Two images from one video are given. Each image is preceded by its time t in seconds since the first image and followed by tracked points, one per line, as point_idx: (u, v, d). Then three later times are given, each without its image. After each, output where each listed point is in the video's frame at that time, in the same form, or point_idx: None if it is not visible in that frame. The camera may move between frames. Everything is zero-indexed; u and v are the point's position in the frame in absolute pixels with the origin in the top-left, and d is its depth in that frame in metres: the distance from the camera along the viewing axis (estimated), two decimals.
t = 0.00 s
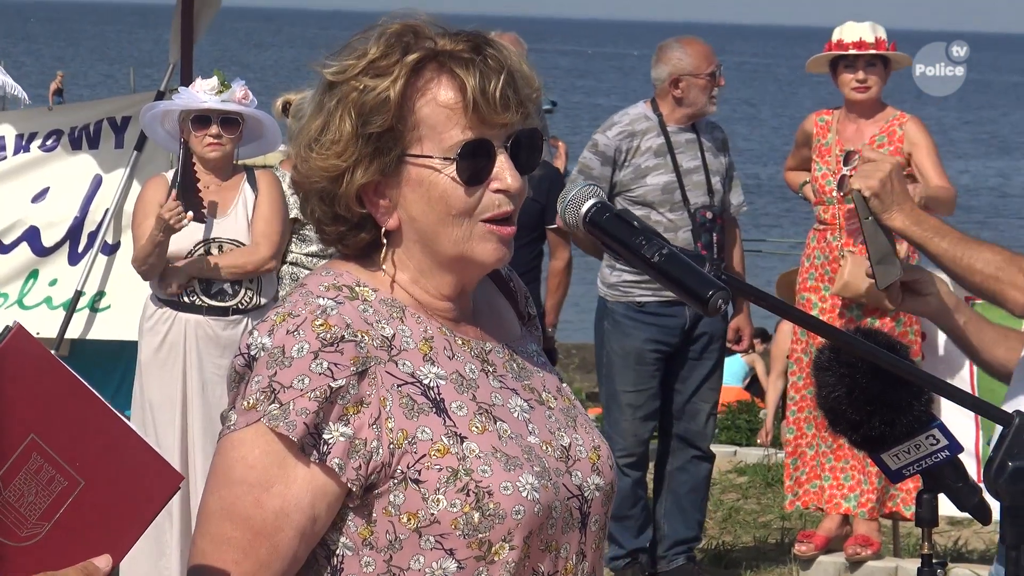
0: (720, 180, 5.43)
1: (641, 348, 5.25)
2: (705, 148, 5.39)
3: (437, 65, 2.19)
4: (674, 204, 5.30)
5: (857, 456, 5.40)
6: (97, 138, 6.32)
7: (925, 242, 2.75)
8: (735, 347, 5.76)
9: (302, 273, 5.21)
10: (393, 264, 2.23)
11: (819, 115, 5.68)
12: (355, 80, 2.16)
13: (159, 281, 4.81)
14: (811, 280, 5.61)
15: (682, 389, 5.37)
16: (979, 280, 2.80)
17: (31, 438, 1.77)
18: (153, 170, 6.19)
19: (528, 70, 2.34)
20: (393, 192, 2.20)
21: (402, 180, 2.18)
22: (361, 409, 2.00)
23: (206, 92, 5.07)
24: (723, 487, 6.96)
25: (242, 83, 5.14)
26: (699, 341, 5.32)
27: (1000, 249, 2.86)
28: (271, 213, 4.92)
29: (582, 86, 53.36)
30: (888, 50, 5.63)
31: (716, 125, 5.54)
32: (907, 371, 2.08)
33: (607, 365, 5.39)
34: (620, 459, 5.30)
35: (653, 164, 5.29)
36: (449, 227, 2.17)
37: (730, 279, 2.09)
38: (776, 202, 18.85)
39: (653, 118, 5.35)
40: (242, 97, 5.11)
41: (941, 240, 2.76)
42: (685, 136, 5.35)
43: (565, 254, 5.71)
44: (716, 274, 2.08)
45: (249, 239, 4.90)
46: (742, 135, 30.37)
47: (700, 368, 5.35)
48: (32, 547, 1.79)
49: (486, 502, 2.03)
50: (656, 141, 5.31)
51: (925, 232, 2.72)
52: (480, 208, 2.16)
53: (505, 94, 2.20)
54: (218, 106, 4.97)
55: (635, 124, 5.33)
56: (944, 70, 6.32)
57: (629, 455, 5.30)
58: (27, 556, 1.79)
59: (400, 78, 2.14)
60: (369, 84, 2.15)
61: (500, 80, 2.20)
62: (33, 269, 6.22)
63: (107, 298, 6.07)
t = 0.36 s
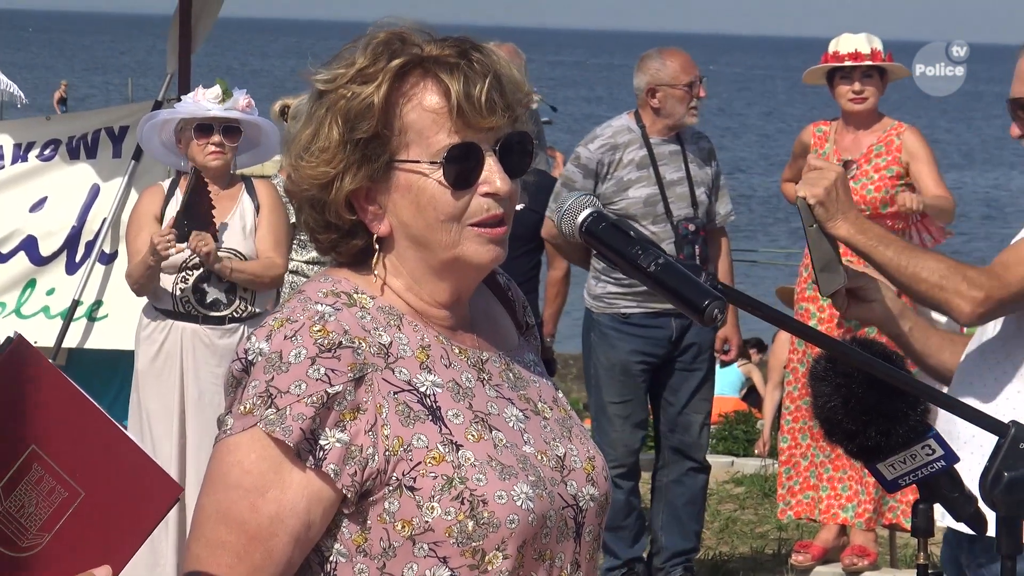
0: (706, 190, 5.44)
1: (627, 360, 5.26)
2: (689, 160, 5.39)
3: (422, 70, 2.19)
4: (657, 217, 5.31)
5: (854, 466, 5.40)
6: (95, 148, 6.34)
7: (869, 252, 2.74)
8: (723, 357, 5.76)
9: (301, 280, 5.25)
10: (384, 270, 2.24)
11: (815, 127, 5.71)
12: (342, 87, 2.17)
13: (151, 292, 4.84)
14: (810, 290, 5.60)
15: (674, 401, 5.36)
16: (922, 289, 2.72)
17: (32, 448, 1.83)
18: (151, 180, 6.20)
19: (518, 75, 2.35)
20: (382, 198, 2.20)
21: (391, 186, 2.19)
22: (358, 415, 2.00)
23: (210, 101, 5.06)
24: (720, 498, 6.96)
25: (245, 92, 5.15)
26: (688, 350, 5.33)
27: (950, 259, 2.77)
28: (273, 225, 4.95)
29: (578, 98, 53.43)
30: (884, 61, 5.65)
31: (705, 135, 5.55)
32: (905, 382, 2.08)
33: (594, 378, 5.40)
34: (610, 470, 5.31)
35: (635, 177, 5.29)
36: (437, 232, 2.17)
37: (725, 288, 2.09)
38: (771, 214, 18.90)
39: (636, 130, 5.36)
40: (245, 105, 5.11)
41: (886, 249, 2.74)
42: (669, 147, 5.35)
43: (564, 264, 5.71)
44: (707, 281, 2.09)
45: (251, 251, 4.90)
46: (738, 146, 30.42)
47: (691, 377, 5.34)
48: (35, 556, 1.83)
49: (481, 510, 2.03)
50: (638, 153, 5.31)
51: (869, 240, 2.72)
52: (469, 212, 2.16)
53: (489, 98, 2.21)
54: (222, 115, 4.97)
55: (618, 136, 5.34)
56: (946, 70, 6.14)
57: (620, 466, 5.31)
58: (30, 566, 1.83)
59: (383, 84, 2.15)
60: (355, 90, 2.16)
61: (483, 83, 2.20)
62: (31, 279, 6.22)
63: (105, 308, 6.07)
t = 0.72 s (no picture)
0: (700, 199, 5.40)
1: (619, 364, 5.29)
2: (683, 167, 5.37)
3: (428, 72, 2.21)
4: (648, 222, 5.31)
5: (852, 472, 5.42)
6: (93, 152, 6.34)
7: (836, 254, 2.78)
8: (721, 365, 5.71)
9: (297, 288, 5.27)
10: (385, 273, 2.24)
11: (814, 132, 5.72)
12: (347, 88, 2.17)
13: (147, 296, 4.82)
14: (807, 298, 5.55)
15: (667, 406, 5.38)
16: (892, 291, 2.77)
17: (28, 454, 1.86)
18: (149, 184, 6.21)
19: (515, 78, 2.37)
20: (386, 199, 2.21)
21: (395, 187, 2.19)
22: (352, 428, 2.00)
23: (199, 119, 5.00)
24: (716, 503, 6.96)
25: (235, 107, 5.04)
26: (683, 354, 5.32)
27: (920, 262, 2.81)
28: (270, 227, 4.93)
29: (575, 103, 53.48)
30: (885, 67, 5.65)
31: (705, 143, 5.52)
32: (902, 388, 2.08)
33: (586, 385, 5.43)
34: (604, 473, 5.32)
35: (627, 183, 5.31)
36: (441, 232, 2.17)
37: (723, 292, 2.10)
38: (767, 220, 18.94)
39: (630, 136, 5.37)
40: (235, 123, 5.00)
41: (853, 251, 2.78)
42: (662, 154, 5.36)
43: (563, 269, 5.71)
44: (707, 286, 2.09)
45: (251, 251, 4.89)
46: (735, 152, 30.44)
47: (686, 382, 5.34)
48: (30, 561, 1.88)
49: (475, 523, 2.03)
50: (631, 158, 5.33)
51: (839, 243, 2.75)
52: (473, 212, 2.17)
53: (492, 99, 2.23)
54: (206, 135, 4.91)
55: (610, 141, 5.36)
56: (943, 72, 5.93)
57: (614, 469, 5.32)
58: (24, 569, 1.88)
59: (391, 86, 2.16)
60: (360, 91, 2.16)
61: (487, 84, 2.22)
62: (29, 283, 6.22)
63: (102, 312, 6.06)
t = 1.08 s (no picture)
0: (709, 198, 5.40)
1: (623, 359, 5.30)
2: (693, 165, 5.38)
3: (427, 77, 2.19)
4: (652, 217, 5.31)
5: (853, 472, 5.43)
6: (92, 153, 6.35)
7: (813, 253, 2.77)
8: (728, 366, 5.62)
9: (295, 289, 5.27)
10: (384, 276, 2.24)
11: (814, 132, 5.70)
12: (346, 93, 2.17)
13: (145, 297, 4.82)
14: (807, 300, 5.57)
15: (674, 406, 5.37)
16: (867, 291, 2.75)
17: (29, 456, 1.67)
18: (148, 185, 6.20)
19: (517, 78, 2.35)
20: (386, 204, 2.21)
21: (395, 194, 2.20)
22: (356, 430, 2.00)
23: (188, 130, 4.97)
24: (716, 503, 6.95)
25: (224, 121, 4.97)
26: (688, 355, 5.33)
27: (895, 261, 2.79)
28: (269, 228, 4.93)
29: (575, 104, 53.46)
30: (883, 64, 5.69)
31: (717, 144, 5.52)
32: (901, 389, 2.08)
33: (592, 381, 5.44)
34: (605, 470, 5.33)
35: (632, 178, 5.32)
36: (440, 239, 2.17)
37: (723, 293, 2.10)
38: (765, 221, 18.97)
39: (638, 133, 5.40)
40: (222, 134, 4.94)
41: (830, 250, 2.77)
42: (670, 151, 5.36)
43: (562, 269, 5.71)
44: (707, 286, 2.09)
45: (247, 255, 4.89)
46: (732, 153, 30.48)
47: (690, 382, 5.35)
48: (28, 568, 1.69)
49: (480, 524, 2.03)
50: (638, 155, 5.34)
51: (814, 242, 2.74)
52: (474, 220, 2.17)
53: (492, 106, 2.21)
54: (185, 146, 4.89)
55: (619, 138, 5.39)
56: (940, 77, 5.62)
57: (614, 467, 5.32)
58: None
59: (390, 92, 2.15)
60: (358, 97, 2.16)
61: (486, 90, 2.20)
62: (28, 283, 6.21)
63: (102, 312, 6.06)
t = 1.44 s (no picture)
0: (721, 199, 5.38)
1: (627, 354, 5.31)
2: (704, 165, 5.36)
3: (431, 78, 2.20)
4: (660, 216, 5.33)
5: (852, 473, 5.42)
6: (90, 150, 6.34)
7: (806, 251, 2.79)
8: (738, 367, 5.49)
9: (294, 287, 5.26)
10: (385, 277, 2.24)
11: (812, 131, 5.70)
12: (350, 92, 2.17)
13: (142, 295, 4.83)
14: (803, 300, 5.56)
15: (678, 402, 5.39)
16: (859, 288, 2.77)
17: (22, 459, 1.60)
18: (145, 182, 6.20)
19: (518, 79, 2.36)
20: (387, 204, 2.21)
21: (398, 193, 2.19)
22: (355, 432, 2.00)
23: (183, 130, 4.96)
24: (714, 501, 6.96)
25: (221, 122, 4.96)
26: (692, 353, 5.32)
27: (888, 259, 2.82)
28: (268, 227, 4.93)
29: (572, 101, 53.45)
30: (878, 63, 5.67)
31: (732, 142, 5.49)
32: (899, 388, 2.08)
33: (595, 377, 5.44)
34: (604, 464, 5.34)
35: (642, 176, 5.34)
36: (441, 240, 2.17)
37: (722, 292, 2.10)
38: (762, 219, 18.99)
39: (651, 131, 5.40)
40: (219, 136, 4.92)
41: (822, 248, 2.79)
42: (682, 151, 5.36)
43: (558, 267, 5.69)
44: (705, 285, 2.09)
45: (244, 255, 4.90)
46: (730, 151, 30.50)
47: (695, 381, 5.34)
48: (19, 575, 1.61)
49: (479, 527, 2.03)
50: (650, 153, 5.35)
51: (808, 240, 2.77)
52: (474, 221, 2.17)
53: (495, 106, 2.21)
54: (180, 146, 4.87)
55: (631, 136, 5.40)
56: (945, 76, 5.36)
57: (614, 462, 5.33)
58: None
59: (394, 91, 2.16)
60: (362, 97, 2.16)
61: (490, 90, 2.21)
62: (26, 281, 6.20)
63: (100, 310, 6.06)
